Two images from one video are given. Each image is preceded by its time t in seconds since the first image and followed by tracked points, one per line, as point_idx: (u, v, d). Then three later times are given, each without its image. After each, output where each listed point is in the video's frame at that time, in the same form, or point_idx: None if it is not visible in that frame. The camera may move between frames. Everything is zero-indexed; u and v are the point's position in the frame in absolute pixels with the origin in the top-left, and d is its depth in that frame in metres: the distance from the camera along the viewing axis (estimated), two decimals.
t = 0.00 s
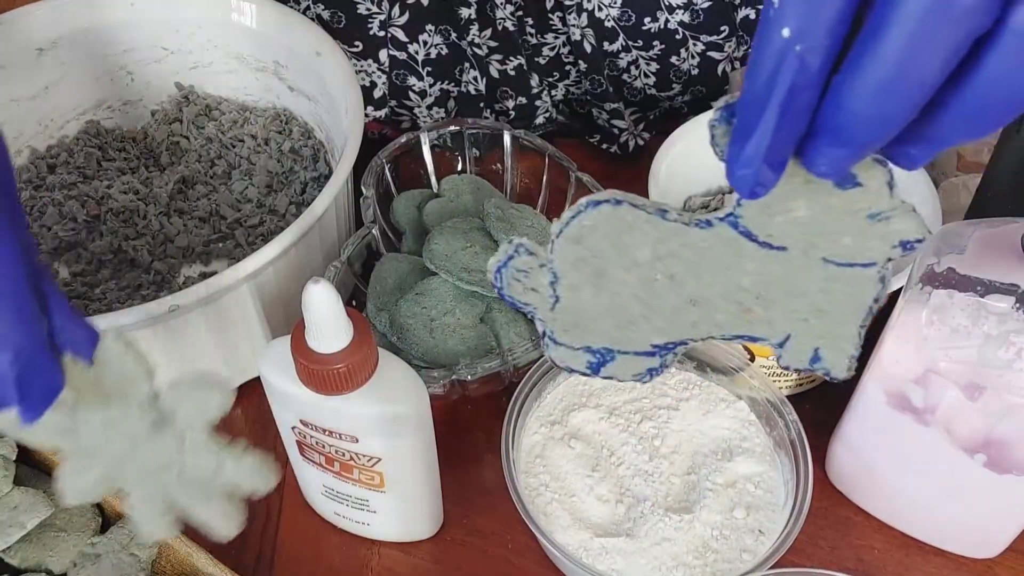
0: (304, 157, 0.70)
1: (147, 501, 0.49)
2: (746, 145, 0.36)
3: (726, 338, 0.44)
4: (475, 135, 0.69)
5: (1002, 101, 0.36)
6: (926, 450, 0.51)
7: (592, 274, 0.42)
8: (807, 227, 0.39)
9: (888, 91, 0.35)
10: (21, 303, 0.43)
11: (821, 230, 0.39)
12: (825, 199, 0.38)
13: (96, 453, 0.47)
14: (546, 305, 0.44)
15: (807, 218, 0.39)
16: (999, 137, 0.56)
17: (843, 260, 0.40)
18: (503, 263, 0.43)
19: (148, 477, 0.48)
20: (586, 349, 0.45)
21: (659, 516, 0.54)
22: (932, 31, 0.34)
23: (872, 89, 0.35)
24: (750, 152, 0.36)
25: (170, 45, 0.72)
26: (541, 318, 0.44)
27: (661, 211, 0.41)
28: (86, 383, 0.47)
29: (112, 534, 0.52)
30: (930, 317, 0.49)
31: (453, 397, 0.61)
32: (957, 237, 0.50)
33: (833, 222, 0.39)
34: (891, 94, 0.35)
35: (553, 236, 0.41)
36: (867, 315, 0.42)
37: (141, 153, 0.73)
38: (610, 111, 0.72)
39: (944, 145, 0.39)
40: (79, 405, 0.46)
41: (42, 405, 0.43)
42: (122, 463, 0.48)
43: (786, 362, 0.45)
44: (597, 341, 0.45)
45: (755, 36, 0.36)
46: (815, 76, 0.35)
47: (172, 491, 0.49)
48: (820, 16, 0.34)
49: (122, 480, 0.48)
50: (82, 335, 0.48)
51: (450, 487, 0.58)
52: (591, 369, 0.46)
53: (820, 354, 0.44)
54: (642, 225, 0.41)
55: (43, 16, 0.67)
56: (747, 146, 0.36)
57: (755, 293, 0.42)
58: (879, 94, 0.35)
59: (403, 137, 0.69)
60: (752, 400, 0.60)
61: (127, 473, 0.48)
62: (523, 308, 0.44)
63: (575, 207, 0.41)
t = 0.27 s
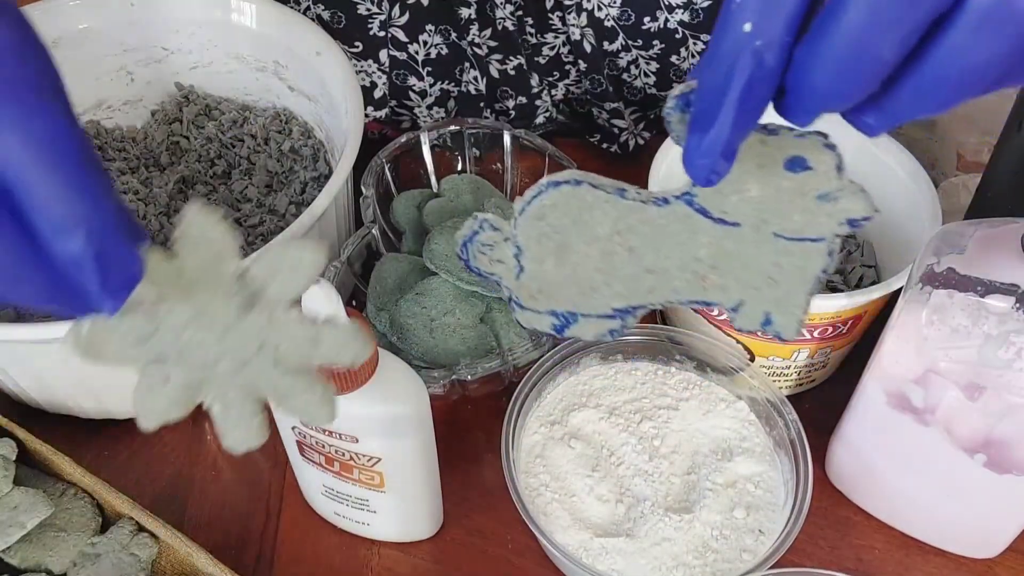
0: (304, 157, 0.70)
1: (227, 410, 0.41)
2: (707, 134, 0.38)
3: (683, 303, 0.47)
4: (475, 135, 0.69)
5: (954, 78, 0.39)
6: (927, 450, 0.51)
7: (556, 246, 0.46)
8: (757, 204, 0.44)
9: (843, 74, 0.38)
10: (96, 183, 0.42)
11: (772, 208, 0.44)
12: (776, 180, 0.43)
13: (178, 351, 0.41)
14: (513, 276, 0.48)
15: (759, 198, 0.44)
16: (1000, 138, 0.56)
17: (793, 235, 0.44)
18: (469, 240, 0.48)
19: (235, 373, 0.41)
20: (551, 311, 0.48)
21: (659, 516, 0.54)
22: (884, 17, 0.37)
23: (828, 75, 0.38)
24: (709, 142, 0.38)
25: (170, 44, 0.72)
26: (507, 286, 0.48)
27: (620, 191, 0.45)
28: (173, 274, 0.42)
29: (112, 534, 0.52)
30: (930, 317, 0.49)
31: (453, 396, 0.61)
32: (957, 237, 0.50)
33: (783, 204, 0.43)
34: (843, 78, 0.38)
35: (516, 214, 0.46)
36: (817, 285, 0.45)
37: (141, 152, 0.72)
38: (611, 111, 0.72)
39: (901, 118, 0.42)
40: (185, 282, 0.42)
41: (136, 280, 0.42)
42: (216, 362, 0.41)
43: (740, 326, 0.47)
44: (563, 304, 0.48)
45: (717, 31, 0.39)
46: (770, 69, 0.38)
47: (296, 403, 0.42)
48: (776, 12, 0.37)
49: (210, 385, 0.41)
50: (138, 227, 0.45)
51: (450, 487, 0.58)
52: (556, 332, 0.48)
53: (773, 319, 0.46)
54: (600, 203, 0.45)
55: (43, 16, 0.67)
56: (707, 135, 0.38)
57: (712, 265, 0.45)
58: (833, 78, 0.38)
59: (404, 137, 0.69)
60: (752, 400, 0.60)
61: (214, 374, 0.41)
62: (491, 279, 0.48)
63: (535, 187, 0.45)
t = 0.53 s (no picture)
0: (304, 158, 0.70)
1: (269, 359, 0.41)
2: (698, 129, 0.38)
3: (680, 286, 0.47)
4: (475, 136, 0.70)
5: (939, 61, 0.40)
6: (927, 450, 0.51)
7: (552, 243, 0.46)
8: (751, 190, 0.43)
9: (827, 58, 0.39)
10: (149, 99, 0.42)
11: (763, 191, 0.43)
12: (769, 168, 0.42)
13: (229, 290, 0.40)
14: (512, 272, 0.48)
15: (751, 183, 0.43)
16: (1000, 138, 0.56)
17: (785, 215, 0.44)
18: (467, 243, 0.48)
19: (279, 323, 0.41)
20: (550, 303, 0.48)
21: (659, 516, 0.54)
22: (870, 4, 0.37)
23: (813, 58, 0.39)
24: (702, 137, 0.38)
25: (169, 45, 0.72)
26: (507, 283, 0.48)
27: (614, 188, 0.44)
28: (231, 210, 0.39)
29: (112, 534, 0.52)
30: (931, 317, 0.49)
31: (453, 396, 0.62)
32: (956, 237, 0.50)
33: (775, 185, 0.43)
34: (829, 63, 0.39)
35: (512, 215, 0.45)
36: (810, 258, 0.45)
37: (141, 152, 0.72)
38: (610, 111, 0.72)
39: (886, 91, 0.42)
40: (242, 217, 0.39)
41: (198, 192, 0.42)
42: (261, 307, 0.40)
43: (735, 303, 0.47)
44: (560, 297, 0.48)
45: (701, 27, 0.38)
46: (757, 67, 0.38)
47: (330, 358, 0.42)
48: (761, 9, 0.37)
49: (253, 329, 0.41)
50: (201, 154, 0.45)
51: (450, 487, 0.58)
52: (556, 321, 0.49)
53: (767, 294, 0.46)
54: (595, 202, 0.44)
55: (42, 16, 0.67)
56: (699, 130, 0.38)
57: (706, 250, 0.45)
58: (819, 61, 0.39)
59: (404, 137, 0.69)
60: (752, 400, 0.60)
61: (258, 322, 0.41)
62: (491, 277, 0.48)
63: (529, 190, 0.45)
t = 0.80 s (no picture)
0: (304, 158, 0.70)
1: (287, 346, 0.42)
2: (699, 134, 0.38)
3: (689, 293, 0.48)
4: (476, 136, 0.70)
5: (941, 60, 0.40)
6: (927, 450, 0.51)
7: (558, 252, 0.46)
8: (756, 195, 0.43)
9: (829, 59, 0.39)
10: (166, 84, 0.41)
11: (769, 196, 0.43)
12: (773, 169, 0.42)
13: (248, 279, 0.41)
14: (518, 281, 0.48)
15: (757, 187, 0.42)
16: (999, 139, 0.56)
17: (792, 219, 0.43)
18: (473, 252, 0.48)
19: (298, 311, 0.41)
20: (559, 313, 0.49)
21: (659, 516, 0.54)
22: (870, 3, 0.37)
23: (814, 59, 0.39)
24: (703, 142, 0.38)
25: (168, 45, 0.72)
26: (513, 292, 0.48)
27: (618, 194, 0.44)
28: (252, 199, 0.40)
29: (112, 534, 0.52)
30: (931, 318, 0.49)
31: (453, 396, 0.62)
32: (956, 238, 0.50)
33: (781, 189, 0.42)
34: (831, 63, 0.39)
35: (517, 225, 0.45)
36: (819, 264, 0.45)
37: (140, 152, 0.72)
38: (610, 111, 0.72)
39: (890, 91, 0.42)
40: (261, 206, 0.40)
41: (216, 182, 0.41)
42: (279, 295, 0.41)
43: (746, 309, 0.48)
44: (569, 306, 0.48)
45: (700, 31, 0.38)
46: (757, 70, 0.38)
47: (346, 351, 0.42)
48: (760, 11, 0.37)
49: (272, 317, 0.42)
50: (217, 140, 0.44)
51: (450, 488, 0.58)
52: (566, 330, 0.50)
53: (777, 300, 0.47)
54: (600, 209, 0.44)
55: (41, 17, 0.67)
56: (700, 135, 0.38)
57: (713, 253, 0.45)
58: (819, 63, 0.39)
59: (404, 137, 0.69)
60: (752, 400, 0.60)
61: (277, 309, 0.42)
62: (497, 286, 0.49)
63: (534, 198, 0.45)
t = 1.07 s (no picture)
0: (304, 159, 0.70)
1: (281, 343, 0.42)
2: (699, 134, 0.38)
3: (690, 291, 0.48)
4: (476, 136, 0.70)
5: (942, 59, 0.40)
6: (927, 450, 0.51)
7: (561, 249, 0.46)
8: (759, 195, 0.43)
9: (830, 58, 0.39)
10: (160, 85, 0.41)
11: (771, 196, 0.43)
12: (775, 170, 0.42)
13: (242, 277, 0.41)
14: (522, 279, 0.48)
15: (759, 187, 0.42)
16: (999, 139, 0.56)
17: (794, 219, 0.43)
18: (478, 248, 0.48)
19: (291, 308, 0.42)
20: (562, 310, 0.49)
21: (659, 517, 0.54)
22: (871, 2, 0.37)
23: (815, 58, 0.39)
24: (703, 142, 0.38)
25: (169, 45, 0.72)
26: (517, 289, 0.49)
27: (621, 194, 0.44)
28: (245, 199, 0.41)
29: (112, 534, 0.52)
30: (931, 318, 0.49)
31: (453, 396, 0.62)
32: (956, 238, 0.50)
33: (783, 188, 0.42)
34: (831, 62, 0.39)
35: (520, 222, 0.46)
36: (821, 265, 0.45)
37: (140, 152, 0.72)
38: (610, 111, 0.72)
39: (892, 90, 0.42)
40: (255, 206, 0.41)
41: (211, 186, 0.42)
42: (273, 293, 0.42)
43: (748, 309, 0.48)
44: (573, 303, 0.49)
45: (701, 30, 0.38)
46: (758, 69, 0.37)
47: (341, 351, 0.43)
48: (760, 11, 0.37)
49: (266, 314, 0.42)
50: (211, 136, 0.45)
51: (450, 488, 0.58)
52: (569, 327, 0.50)
53: (779, 299, 0.47)
54: (603, 208, 0.44)
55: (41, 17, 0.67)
56: (700, 135, 0.38)
57: (715, 252, 0.45)
58: (820, 62, 0.39)
59: (404, 137, 0.69)
60: (752, 400, 0.60)
61: (272, 307, 0.42)
62: (501, 283, 0.49)
63: (538, 196, 0.45)
